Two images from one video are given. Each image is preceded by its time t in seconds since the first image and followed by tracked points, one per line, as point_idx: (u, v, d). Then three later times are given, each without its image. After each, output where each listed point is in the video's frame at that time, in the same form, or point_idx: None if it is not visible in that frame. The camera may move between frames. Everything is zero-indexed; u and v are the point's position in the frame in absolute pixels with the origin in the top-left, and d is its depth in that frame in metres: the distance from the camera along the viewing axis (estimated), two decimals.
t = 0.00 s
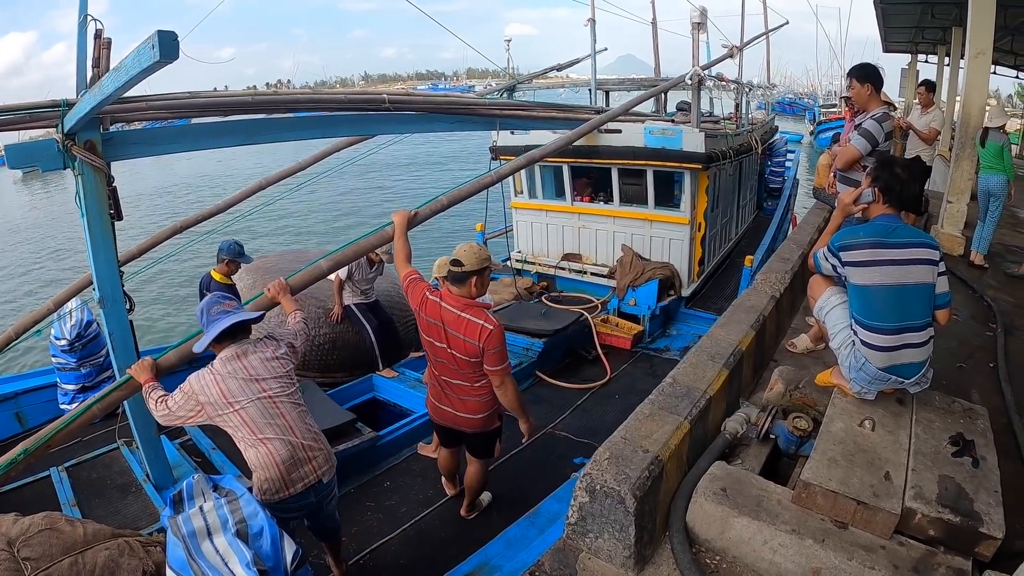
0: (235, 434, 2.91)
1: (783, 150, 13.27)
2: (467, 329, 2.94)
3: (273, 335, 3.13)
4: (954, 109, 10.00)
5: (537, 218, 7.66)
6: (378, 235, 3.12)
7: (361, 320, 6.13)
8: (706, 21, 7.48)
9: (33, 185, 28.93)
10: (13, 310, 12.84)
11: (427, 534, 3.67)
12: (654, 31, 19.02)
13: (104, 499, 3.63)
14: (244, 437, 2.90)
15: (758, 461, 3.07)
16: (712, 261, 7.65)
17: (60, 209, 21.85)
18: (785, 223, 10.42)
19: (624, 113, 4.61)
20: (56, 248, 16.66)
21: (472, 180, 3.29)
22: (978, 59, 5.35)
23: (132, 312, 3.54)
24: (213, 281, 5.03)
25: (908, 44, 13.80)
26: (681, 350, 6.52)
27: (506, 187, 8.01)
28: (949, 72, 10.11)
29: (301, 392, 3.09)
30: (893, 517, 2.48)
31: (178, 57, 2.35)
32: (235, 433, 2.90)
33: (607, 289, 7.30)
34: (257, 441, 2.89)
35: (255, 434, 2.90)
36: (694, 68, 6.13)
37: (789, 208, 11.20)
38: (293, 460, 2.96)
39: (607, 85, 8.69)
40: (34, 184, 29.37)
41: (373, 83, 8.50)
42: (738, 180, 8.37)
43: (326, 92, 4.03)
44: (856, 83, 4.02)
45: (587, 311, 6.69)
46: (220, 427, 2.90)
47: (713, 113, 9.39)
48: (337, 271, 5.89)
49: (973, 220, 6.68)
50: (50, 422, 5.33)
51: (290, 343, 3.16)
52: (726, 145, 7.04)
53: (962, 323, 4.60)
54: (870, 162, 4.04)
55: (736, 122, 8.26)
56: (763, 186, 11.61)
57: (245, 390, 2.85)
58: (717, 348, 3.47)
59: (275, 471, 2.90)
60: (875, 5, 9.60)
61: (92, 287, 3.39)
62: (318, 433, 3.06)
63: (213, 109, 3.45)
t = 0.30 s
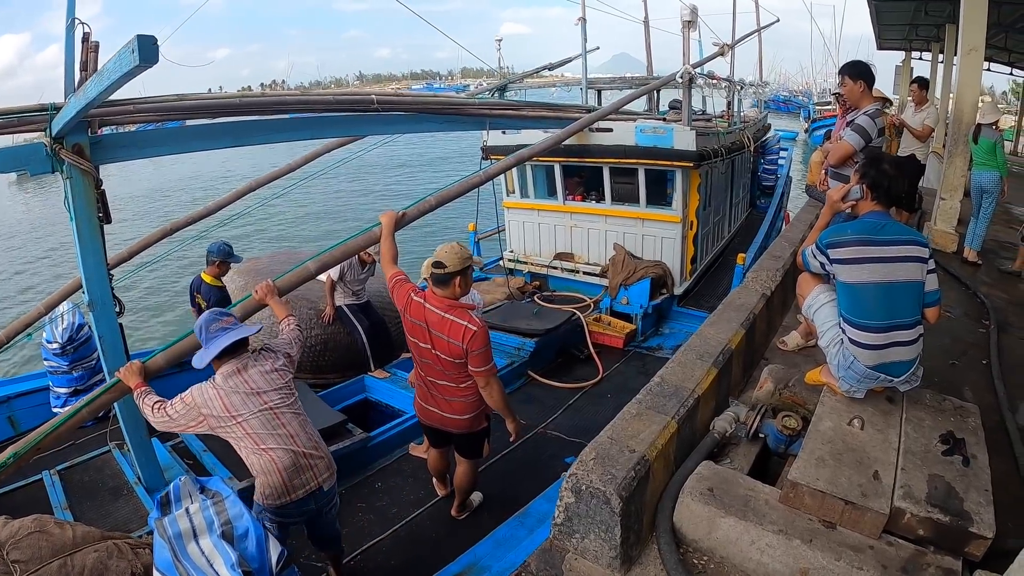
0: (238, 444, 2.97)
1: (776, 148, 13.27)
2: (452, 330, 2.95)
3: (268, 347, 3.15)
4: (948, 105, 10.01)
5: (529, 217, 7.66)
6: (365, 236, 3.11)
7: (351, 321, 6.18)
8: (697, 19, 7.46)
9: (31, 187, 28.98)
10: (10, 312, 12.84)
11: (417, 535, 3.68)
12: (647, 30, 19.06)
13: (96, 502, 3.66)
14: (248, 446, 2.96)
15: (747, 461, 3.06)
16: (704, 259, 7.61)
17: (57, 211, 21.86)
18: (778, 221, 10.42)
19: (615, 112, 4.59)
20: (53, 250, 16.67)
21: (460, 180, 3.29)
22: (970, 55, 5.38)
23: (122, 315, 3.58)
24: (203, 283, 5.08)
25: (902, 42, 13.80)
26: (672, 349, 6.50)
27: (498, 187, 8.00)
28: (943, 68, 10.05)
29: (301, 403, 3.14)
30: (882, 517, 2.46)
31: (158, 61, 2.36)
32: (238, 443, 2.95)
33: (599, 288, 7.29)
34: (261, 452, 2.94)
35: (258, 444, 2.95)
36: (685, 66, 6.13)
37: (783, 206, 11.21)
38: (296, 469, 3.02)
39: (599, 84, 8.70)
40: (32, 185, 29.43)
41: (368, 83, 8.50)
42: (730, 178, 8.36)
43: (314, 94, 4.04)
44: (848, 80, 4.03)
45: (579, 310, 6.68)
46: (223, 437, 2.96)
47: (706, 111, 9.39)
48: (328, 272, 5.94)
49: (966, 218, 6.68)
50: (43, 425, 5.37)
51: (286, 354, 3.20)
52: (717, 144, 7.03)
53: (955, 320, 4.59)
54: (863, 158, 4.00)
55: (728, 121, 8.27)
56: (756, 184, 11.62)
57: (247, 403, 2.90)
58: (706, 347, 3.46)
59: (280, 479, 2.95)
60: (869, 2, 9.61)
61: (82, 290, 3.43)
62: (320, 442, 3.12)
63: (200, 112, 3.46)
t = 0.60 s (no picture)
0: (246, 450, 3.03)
1: (768, 147, 13.30)
2: (435, 331, 2.95)
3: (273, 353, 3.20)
4: (941, 103, 10.05)
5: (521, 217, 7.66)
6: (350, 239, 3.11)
7: (343, 323, 6.19)
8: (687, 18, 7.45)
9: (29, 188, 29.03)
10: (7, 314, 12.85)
11: (408, 536, 3.69)
12: (639, 29, 19.11)
13: (88, 505, 3.68)
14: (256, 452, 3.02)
15: (735, 461, 3.06)
16: (696, 259, 7.61)
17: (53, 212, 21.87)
18: (771, 220, 10.45)
19: (604, 111, 4.59)
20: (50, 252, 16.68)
21: (448, 182, 3.29)
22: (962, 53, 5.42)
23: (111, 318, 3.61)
24: (193, 285, 5.10)
25: (894, 41, 13.85)
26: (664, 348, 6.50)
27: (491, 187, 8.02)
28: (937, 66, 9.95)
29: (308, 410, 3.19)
30: (869, 518, 2.44)
31: (140, 66, 2.35)
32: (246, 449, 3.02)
33: (590, 288, 7.29)
34: (268, 458, 3.01)
35: (265, 450, 3.01)
36: (676, 65, 6.13)
37: (776, 205, 11.23)
38: (304, 473, 3.08)
39: (591, 84, 8.72)
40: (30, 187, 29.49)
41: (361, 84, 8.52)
42: (722, 178, 8.37)
43: (301, 96, 4.05)
44: (837, 76, 4.03)
45: (570, 310, 6.70)
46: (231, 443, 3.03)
47: (698, 111, 9.40)
48: (319, 273, 6.04)
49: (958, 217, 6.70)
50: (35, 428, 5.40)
51: (291, 362, 3.24)
52: (708, 143, 7.03)
53: (947, 318, 4.58)
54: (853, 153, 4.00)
55: (720, 120, 8.29)
56: (748, 183, 11.65)
57: (254, 410, 2.96)
58: (694, 346, 3.45)
59: (288, 485, 3.01)
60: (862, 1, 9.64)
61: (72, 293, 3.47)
62: (327, 447, 3.17)
63: (187, 115, 3.47)
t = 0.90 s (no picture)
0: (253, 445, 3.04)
1: (762, 147, 13.33)
2: (429, 332, 2.95)
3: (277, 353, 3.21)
4: (936, 102, 10.08)
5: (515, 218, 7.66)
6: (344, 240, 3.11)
7: (337, 324, 6.18)
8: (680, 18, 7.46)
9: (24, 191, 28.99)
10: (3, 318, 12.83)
11: (403, 538, 3.69)
12: (634, 30, 19.17)
13: (83, 508, 3.67)
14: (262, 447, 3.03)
15: (729, 461, 3.05)
16: (690, 258, 7.62)
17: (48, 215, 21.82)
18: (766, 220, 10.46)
19: (597, 111, 4.59)
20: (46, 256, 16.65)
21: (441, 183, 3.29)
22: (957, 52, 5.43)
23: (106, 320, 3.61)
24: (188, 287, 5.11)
25: (890, 40, 13.88)
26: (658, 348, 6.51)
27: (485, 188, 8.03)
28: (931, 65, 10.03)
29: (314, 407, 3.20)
30: (863, 518, 2.43)
31: (133, 68, 2.35)
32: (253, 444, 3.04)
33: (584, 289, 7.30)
34: (274, 454, 3.02)
35: (271, 445, 3.01)
36: (669, 65, 6.14)
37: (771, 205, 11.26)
38: (309, 470, 3.08)
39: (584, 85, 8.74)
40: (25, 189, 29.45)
41: (355, 86, 8.51)
42: (715, 177, 8.38)
43: (294, 98, 4.06)
44: (819, 76, 4.21)
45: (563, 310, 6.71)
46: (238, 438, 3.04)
47: (691, 111, 9.42)
48: (313, 275, 6.04)
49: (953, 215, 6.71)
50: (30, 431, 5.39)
51: (296, 360, 3.25)
52: (701, 143, 7.03)
53: (941, 317, 4.58)
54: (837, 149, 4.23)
55: (713, 119, 8.30)
56: (743, 183, 11.67)
57: (260, 406, 2.98)
58: (688, 346, 3.45)
59: (293, 481, 3.02)
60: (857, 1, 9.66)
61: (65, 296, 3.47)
62: (333, 443, 3.18)
63: (180, 118, 3.47)
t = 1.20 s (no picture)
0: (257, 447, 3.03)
1: (758, 148, 13.39)
2: (431, 332, 2.95)
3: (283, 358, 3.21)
4: (933, 102, 10.13)
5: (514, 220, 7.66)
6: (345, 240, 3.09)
7: (337, 326, 6.17)
8: (677, 19, 7.49)
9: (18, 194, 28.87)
10: None
11: (405, 540, 3.68)
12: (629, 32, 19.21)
13: (84, 512, 3.65)
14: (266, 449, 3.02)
15: (732, 461, 3.05)
16: (688, 258, 7.64)
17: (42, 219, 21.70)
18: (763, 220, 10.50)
19: (596, 113, 4.60)
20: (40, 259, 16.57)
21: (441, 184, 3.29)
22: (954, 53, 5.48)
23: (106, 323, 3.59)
24: (187, 290, 5.09)
25: (888, 41, 13.93)
26: (657, 348, 6.53)
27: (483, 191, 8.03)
28: (928, 66, 10.09)
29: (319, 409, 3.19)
30: (867, 517, 2.43)
31: (137, 70, 2.35)
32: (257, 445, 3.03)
33: (583, 290, 7.31)
34: (278, 456, 3.00)
35: (275, 447, 3.00)
36: (666, 67, 6.16)
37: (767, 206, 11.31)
38: (313, 472, 3.07)
39: (581, 86, 8.76)
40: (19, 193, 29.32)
41: (353, 88, 8.51)
42: (713, 178, 8.40)
43: (293, 100, 4.06)
44: (791, 78, 4.29)
45: (563, 311, 6.72)
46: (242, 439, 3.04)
47: (688, 112, 9.45)
48: (312, 278, 6.02)
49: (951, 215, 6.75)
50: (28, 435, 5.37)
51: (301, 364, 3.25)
52: (698, 144, 7.05)
53: (941, 316, 4.60)
54: (812, 150, 4.29)
55: (710, 120, 8.33)
56: (740, 184, 11.70)
57: (265, 407, 2.97)
58: (690, 347, 3.45)
59: (296, 482, 3.01)
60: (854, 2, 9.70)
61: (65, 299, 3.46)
62: (337, 446, 3.17)
63: (180, 120, 3.47)
